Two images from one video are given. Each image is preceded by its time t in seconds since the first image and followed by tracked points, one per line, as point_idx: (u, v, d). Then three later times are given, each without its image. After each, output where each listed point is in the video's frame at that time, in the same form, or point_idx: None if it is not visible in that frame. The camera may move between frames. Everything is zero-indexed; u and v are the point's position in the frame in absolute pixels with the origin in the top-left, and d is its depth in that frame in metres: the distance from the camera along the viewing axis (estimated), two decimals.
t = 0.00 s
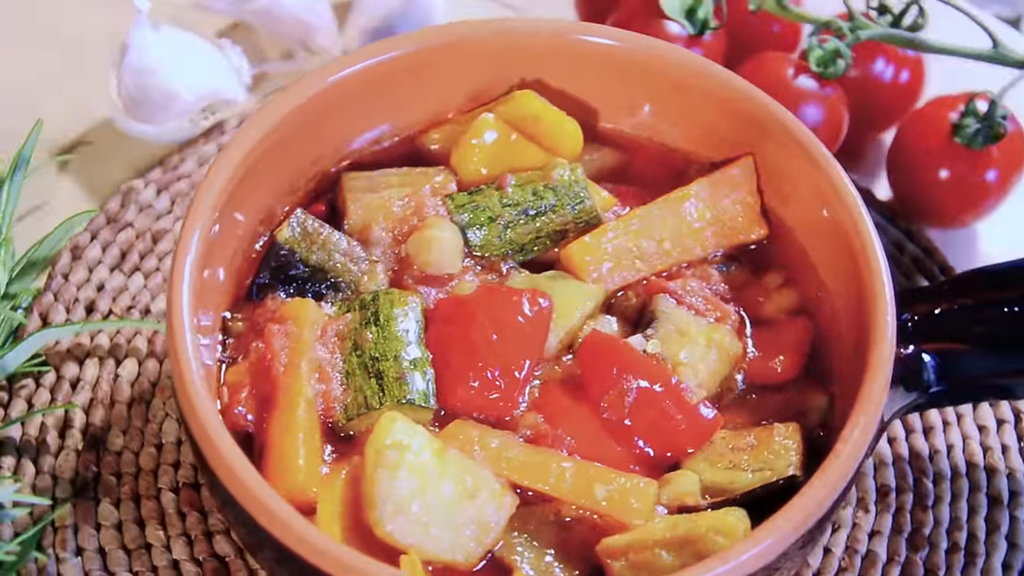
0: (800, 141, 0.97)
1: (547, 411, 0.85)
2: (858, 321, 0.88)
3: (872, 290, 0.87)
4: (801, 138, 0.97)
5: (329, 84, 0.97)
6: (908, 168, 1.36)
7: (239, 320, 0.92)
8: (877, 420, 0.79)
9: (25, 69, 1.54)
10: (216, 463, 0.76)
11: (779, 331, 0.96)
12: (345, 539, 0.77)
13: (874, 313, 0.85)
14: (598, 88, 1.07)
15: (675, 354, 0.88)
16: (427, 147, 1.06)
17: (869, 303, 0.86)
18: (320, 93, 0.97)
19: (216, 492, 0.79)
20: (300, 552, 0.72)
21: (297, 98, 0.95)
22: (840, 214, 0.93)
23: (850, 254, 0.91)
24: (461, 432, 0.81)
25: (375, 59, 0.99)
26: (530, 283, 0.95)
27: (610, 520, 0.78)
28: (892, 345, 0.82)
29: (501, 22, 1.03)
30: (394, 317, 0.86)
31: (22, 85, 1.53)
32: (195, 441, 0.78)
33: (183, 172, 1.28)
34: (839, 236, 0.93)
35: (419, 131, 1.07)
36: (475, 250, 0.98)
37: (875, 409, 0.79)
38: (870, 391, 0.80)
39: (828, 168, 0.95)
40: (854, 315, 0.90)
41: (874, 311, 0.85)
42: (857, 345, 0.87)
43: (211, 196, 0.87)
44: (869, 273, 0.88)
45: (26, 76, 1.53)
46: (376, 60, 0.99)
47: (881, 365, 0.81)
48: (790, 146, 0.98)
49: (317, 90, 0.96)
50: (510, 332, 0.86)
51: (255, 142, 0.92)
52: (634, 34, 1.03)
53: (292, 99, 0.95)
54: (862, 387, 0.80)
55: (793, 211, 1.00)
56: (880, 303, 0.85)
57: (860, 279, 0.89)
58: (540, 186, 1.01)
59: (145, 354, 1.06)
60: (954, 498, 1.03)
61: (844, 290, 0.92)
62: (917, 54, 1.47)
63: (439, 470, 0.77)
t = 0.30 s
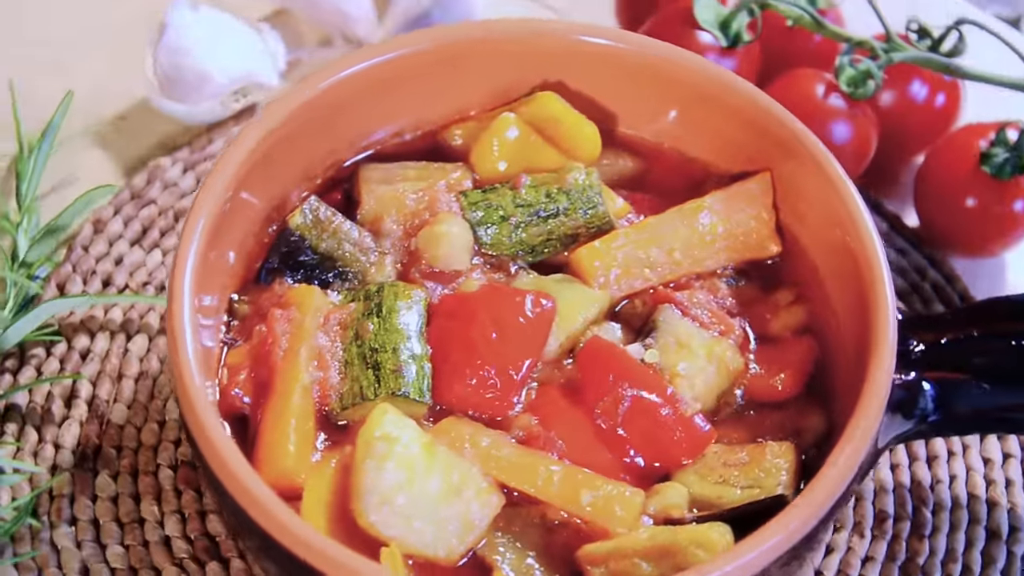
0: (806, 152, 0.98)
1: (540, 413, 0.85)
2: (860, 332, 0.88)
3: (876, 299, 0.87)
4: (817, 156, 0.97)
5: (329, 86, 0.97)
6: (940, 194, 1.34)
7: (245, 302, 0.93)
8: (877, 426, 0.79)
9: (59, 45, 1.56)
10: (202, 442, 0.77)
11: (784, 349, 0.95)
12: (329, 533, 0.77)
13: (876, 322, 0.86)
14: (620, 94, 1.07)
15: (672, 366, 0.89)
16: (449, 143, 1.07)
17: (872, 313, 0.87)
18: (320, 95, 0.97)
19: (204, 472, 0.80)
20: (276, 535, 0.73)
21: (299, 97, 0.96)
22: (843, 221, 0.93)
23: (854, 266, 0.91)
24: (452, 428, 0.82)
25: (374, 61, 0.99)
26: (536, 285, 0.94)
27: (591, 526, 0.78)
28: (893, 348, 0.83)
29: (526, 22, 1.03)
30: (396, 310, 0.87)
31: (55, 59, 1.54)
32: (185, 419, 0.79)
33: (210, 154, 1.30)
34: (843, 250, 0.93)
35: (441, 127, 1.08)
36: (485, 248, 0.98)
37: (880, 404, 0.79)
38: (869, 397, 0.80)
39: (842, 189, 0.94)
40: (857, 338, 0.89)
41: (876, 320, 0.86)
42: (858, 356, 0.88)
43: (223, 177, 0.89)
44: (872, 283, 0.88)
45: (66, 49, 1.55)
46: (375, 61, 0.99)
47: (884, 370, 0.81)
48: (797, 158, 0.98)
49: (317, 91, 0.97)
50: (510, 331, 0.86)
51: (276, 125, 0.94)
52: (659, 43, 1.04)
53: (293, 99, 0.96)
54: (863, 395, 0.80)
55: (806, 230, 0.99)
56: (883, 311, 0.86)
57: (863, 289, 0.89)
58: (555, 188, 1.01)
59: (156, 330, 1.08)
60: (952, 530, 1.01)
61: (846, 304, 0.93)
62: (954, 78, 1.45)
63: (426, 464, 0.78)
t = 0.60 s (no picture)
0: (809, 155, 0.98)
1: (536, 416, 0.85)
2: (861, 341, 0.89)
3: (877, 301, 0.88)
4: (830, 173, 0.96)
5: (330, 86, 0.97)
6: (965, 215, 1.32)
7: (252, 289, 0.94)
8: (877, 435, 0.79)
9: (93, 21, 1.57)
10: (194, 426, 0.78)
11: (787, 364, 0.94)
12: (318, 526, 0.78)
13: (876, 323, 0.86)
14: (639, 101, 1.07)
15: (669, 375, 0.89)
16: (470, 140, 1.07)
17: (874, 313, 0.87)
18: (326, 93, 0.97)
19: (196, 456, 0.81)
20: (261, 526, 0.73)
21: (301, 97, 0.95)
22: (852, 240, 0.93)
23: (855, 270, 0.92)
24: (446, 426, 0.82)
25: (376, 60, 0.99)
26: (542, 287, 0.94)
27: (581, 531, 0.78)
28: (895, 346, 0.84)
29: (547, 24, 1.04)
30: (399, 305, 0.87)
31: (89, 37, 1.56)
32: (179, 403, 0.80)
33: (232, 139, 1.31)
34: (847, 259, 0.94)
35: (461, 124, 1.08)
36: (494, 248, 0.99)
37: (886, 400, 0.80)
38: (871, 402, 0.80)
39: (852, 207, 0.94)
40: (858, 357, 0.88)
41: (878, 335, 0.85)
42: (860, 357, 0.88)
43: (235, 164, 0.90)
44: (873, 286, 0.89)
45: (98, 25, 1.56)
46: (377, 61, 0.99)
47: (886, 370, 0.81)
48: (802, 166, 0.99)
49: (319, 92, 0.97)
50: (510, 331, 0.86)
51: (298, 110, 0.95)
52: (678, 51, 1.04)
53: (297, 98, 0.95)
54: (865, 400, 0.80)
55: (817, 246, 0.98)
56: (885, 312, 0.87)
57: (864, 292, 0.90)
58: (567, 191, 1.01)
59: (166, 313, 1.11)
60: (948, 555, 1.01)
61: (847, 307, 0.93)
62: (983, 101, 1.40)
63: (416, 461, 0.78)
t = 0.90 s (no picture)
0: (814, 161, 0.98)
1: (529, 417, 0.85)
2: (861, 362, 0.88)
3: (878, 313, 0.88)
4: (843, 191, 0.96)
5: (335, 84, 0.98)
6: (991, 242, 1.30)
7: (260, 274, 0.94)
8: (866, 454, 0.79)
9: None
10: (185, 405, 0.78)
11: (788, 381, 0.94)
12: (306, 514, 0.78)
13: (877, 344, 0.86)
14: (659, 109, 1.07)
15: (665, 385, 0.89)
16: (491, 137, 1.07)
17: (875, 325, 0.88)
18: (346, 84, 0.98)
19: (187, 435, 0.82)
20: (243, 508, 0.74)
21: (310, 92, 0.96)
22: (860, 259, 0.92)
23: (854, 268, 0.93)
24: (439, 421, 0.83)
25: (380, 60, 1.00)
26: (548, 289, 0.95)
27: (565, 534, 0.78)
28: (896, 346, 0.85)
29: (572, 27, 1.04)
30: (401, 298, 0.88)
31: (128, 16, 1.58)
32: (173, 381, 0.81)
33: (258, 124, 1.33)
34: (854, 279, 0.93)
35: (482, 122, 1.08)
36: (504, 247, 0.99)
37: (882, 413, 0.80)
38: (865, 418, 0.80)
39: (863, 227, 0.93)
40: (858, 378, 0.88)
41: (877, 356, 0.85)
42: (861, 357, 0.89)
43: (250, 148, 0.91)
44: (876, 297, 0.89)
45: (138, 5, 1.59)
46: (383, 60, 1.00)
47: (887, 374, 0.83)
48: (816, 183, 0.98)
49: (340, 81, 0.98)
50: (510, 330, 0.87)
51: (318, 99, 0.96)
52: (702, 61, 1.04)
53: (313, 88, 0.96)
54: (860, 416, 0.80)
55: (827, 264, 0.97)
56: (886, 318, 0.87)
57: (863, 296, 0.91)
58: (579, 195, 1.01)
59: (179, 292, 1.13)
60: None
61: (847, 302, 0.94)
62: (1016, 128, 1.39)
63: (405, 455, 0.78)
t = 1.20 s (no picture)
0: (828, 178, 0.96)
1: (524, 417, 0.86)
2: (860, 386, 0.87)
3: (881, 340, 0.86)
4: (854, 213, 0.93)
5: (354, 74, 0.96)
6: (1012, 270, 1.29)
7: (270, 260, 0.96)
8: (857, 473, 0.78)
9: None
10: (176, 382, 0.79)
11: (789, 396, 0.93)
12: (294, 499, 0.79)
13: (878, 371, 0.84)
14: (680, 117, 1.06)
15: (661, 395, 0.89)
16: (510, 137, 1.09)
17: (876, 351, 0.86)
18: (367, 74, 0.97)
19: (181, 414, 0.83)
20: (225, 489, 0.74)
21: (320, 85, 0.94)
22: (866, 282, 0.90)
23: (860, 290, 0.91)
24: (434, 416, 0.84)
25: (406, 52, 0.98)
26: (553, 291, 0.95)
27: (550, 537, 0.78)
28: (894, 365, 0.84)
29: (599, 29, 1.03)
30: (405, 293, 0.88)
31: None
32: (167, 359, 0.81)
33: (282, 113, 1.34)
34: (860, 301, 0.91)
35: (502, 121, 1.09)
36: (513, 246, 0.99)
37: (874, 434, 0.79)
38: (857, 442, 0.79)
39: (872, 250, 0.91)
40: (855, 402, 0.86)
41: (876, 382, 0.83)
42: (860, 374, 0.88)
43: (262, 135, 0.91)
44: (880, 323, 0.87)
45: None
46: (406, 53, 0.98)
47: (882, 400, 0.81)
48: (830, 203, 0.96)
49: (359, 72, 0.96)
50: (510, 331, 0.86)
51: (335, 88, 0.95)
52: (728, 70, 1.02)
53: (331, 77, 0.95)
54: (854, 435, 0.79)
55: (835, 284, 0.96)
56: (888, 342, 0.86)
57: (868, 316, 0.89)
58: (591, 199, 1.01)
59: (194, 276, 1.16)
60: None
61: (852, 324, 0.92)
62: None
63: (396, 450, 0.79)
